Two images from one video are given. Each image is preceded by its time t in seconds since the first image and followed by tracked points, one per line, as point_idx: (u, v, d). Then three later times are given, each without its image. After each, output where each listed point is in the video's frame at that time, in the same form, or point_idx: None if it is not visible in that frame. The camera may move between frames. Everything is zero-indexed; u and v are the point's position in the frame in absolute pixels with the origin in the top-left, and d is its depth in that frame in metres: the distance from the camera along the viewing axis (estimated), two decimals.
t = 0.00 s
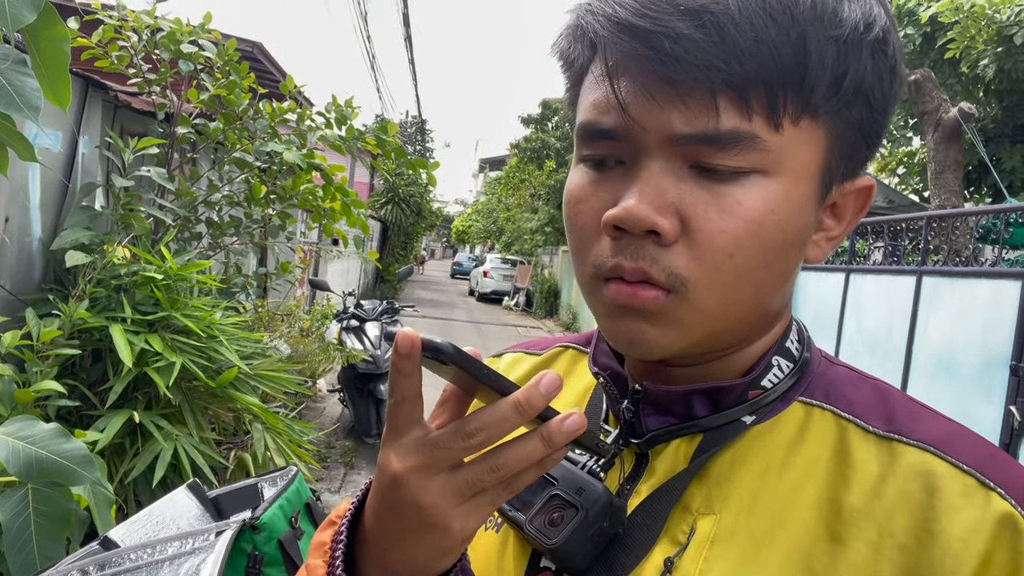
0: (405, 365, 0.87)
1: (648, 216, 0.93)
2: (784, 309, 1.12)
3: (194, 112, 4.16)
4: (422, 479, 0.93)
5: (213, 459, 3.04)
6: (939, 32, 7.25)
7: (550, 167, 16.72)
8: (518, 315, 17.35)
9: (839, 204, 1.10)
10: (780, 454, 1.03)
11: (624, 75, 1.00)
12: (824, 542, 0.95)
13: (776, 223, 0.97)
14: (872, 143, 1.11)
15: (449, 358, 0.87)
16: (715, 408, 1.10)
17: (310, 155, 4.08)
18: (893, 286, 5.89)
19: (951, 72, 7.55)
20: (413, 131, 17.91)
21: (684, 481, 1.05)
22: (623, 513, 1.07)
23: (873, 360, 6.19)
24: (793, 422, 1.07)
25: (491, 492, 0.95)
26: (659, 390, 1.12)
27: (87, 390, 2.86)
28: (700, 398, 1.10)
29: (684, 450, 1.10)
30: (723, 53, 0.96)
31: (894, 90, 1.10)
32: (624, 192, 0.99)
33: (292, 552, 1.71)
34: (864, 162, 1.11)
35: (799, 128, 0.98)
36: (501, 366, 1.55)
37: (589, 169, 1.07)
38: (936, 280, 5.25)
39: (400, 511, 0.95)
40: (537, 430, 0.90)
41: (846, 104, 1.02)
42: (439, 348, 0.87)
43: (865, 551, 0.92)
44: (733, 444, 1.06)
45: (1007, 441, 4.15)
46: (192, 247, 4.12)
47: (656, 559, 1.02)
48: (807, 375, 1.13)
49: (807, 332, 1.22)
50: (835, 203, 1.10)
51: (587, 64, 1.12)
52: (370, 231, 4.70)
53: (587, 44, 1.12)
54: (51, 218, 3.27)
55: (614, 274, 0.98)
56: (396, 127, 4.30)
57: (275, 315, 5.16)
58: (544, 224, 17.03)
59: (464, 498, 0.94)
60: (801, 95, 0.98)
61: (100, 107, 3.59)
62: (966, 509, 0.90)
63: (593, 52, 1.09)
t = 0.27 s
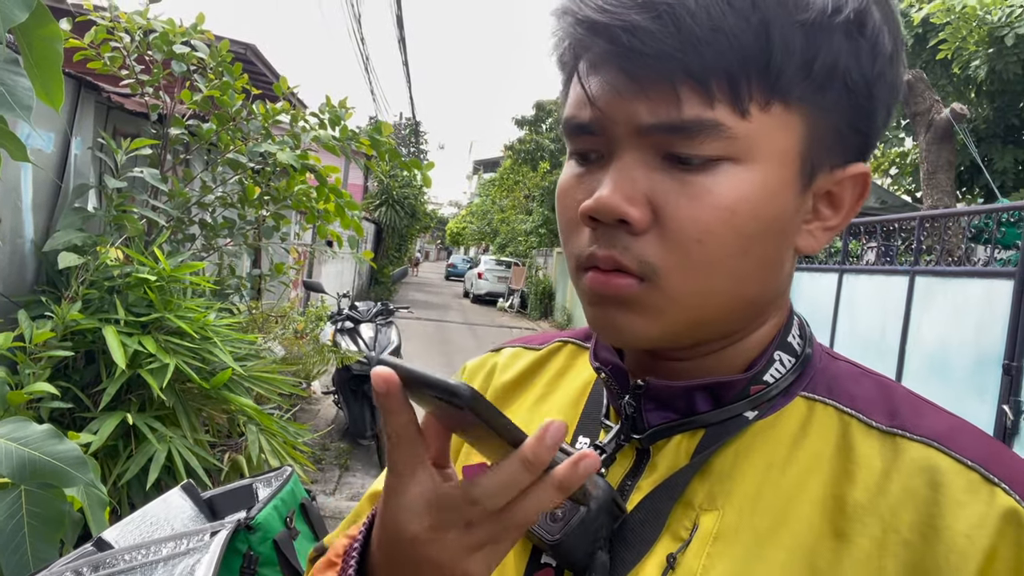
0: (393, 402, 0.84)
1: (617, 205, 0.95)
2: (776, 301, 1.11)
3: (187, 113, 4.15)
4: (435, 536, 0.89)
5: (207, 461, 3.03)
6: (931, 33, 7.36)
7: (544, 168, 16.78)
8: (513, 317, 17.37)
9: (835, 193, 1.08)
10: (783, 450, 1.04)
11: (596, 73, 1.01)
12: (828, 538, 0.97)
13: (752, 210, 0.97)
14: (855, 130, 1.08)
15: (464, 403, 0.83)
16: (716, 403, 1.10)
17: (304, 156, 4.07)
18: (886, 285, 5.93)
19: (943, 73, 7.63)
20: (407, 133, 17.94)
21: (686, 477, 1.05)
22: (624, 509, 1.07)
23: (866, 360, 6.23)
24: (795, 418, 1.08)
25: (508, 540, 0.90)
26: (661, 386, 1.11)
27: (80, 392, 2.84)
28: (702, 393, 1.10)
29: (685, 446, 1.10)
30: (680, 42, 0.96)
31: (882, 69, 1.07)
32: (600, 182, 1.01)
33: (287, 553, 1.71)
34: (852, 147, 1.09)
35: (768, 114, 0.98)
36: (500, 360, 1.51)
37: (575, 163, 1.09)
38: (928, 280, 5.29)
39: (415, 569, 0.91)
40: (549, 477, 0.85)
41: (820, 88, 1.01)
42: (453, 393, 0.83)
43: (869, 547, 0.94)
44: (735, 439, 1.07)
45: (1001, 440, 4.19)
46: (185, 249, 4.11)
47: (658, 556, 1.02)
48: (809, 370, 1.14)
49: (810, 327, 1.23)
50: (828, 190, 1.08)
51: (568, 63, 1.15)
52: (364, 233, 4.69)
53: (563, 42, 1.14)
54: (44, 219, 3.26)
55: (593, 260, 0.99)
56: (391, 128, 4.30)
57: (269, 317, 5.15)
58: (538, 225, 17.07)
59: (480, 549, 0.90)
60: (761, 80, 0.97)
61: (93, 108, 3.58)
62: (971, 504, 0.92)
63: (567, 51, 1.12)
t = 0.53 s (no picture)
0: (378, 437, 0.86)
1: (562, 204, 0.98)
2: (749, 291, 1.08)
3: (178, 114, 4.15)
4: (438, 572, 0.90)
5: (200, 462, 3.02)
6: (920, 35, 7.54)
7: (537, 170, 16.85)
8: (506, 318, 17.40)
9: (803, 175, 1.03)
10: (784, 444, 1.06)
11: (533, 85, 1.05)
12: (828, 531, 0.98)
13: (696, 198, 0.95)
14: (801, 110, 1.01)
15: (453, 438, 0.84)
16: (716, 397, 1.10)
17: (296, 157, 4.07)
18: (877, 285, 6.00)
19: (933, 74, 7.74)
20: (400, 135, 17.95)
21: (685, 472, 1.06)
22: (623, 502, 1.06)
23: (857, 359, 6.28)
24: (795, 412, 1.09)
25: None
26: (661, 379, 1.10)
27: (71, 394, 2.83)
28: (701, 387, 1.09)
29: (685, 440, 1.11)
30: (593, 49, 0.97)
31: (831, 36, 0.98)
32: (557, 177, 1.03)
33: (279, 551, 1.71)
34: (811, 125, 1.02)
35: (696, 103, 0.95)
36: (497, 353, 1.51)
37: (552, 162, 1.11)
38: (919, 279, 5.36)
39: None
40: (552, 520, 0.84)
41: (751, 72, 0.97)
42: (440, 428, 0.84)
43: (869, 540, 0.96)
44: (734, 433, 1.08)
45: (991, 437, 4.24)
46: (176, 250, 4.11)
47: (659, 549, 1.03)
48: (808, 362, 1.15)
49: (810, 322, 1.24)
50: (795, 172, 1.03)
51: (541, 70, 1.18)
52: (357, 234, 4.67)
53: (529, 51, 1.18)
54: (34, 220, 3.25)
55: (550, 253, 1.02)
56: (382, 129, 4.30)
57: (261, 319, 5.14)
58: (532, 226, 17.13)
59: None
60: (676, 67, 0.94)
61: (83, 109, 3.57)
62: (972, 498, 0.94)
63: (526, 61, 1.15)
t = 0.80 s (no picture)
0: (392, 451, 0.89)
1: (497, 235, 1.03)
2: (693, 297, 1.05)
3: (165, 115, 4.13)
4: None
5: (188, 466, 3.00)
6: (907, 37, 7.75)
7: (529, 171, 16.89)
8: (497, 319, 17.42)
9: (721, 170, 0.99)
10: (776, 448, 1.06)
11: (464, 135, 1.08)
12: (818, 536, 1.00)
13: (606, 216, 0.95)
14: (697, 113, 0.97)
15: (469, 455, 0.89)
16: (706, 400, 1.11)
17: (284, 158, 4.05)
18: (865, 285, 6.06)
19: (919, 75, 7.88)
20: (390, 136, 17.96)
21: (674, 478, 1.06)
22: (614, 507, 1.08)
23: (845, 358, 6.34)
24: (786, 415, 1.09)
25: None
26: (650, 380, 1.09)
27: (57, 397, 2.81)
28: (691, 390, 1.10)
29: (676, 443, 1.11)
30: (487, 100, 0.99)
31: (704, 34, 0.93)
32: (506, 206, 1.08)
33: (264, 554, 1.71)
34: (712, 125, 0.98)
35: (584, 128, 0.94)
36: (489, 356, 1.51)
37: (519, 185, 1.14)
38: (906, 279, 5.43)
39: None
40: (561, 525, 0.87)
41: (628, 92, 0.94)
42: (456, 445, 0.89)
43: (859, 546, 0.98)
44: (727, 438, 1.08)
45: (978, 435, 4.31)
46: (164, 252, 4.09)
47: (650, 553, 1.04)
48: (799, 365, 1.16)
49: (803, 325, 1.25)
50: (712, 172, 1.00)
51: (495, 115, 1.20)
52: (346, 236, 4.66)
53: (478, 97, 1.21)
54: (18, 222, 3.23)
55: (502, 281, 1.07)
56: (372, 130, 4.30)
57: (250, 321, 5.12)
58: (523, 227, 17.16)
59: None
60: (550, 96, 0.93)
61: (68, 110, 3.53)
62: (963, 504, 0.96)
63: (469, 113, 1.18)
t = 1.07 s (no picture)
0: (381, 441, 0.95)
1: (466, 264, 1.13)
2: (651, 303, 1.07)
3: (153, 116, 4.11)
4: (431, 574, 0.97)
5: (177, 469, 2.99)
6: (892, 39, 7.88)
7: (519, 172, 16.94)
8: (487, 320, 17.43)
9: (654, 183, 1.03)
10: (764, 447, 1.07)
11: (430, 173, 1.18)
12: (806, 533, 1.01)
13: (548, 238, 1.01)
14: (621, 129, 1.01)
15: (457, 444, 0.92)
16: (695, 400, 1.11)
17: (273, 159, 4.04)
18: (851, 285, 6.13)
19: (904, 77, 8.00)
20: (379, 137, 17.93)
21: (667, 476, 1.08)
22: (607, 507, 1.07)
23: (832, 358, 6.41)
24: (774, 415, 1.09)
25: None
26: (637, 377, 1.10)
27: (44, 401, 2.79)
28: (680, 391, 1.10)
29: (668, 443, 1.12)
30: (438, 141, 1.09)
31: (617, 59, 0.98)
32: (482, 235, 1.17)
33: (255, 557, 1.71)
34: (642, 141, 1.02)
35: (519, 157, 1.01)
36: (488, 362, 1.54)
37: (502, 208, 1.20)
38: (892, 279, 5.50)
39: None
40: (547, 518, 0.93)
41: (552, 120, 1.00)
42: (447, 435, 0.92)
43: (845, 543, 0.99)
44: (717, 438, 1.09)
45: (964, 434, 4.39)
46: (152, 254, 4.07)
47: (641, 552, 1.06)
48: (787, 363, 1.16)
49: (792, 325, 1.24)
50: (647, 188, 1.03)
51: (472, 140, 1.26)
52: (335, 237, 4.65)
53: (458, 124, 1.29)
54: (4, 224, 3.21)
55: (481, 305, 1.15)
56: (361, 131, 4.29)
57: (238, 322, 5.10)
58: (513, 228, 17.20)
59: None
60: (481, 131, 1.02)
61: (55, 112, 3.50)
62: (949, 500, 0.96)
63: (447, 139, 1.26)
